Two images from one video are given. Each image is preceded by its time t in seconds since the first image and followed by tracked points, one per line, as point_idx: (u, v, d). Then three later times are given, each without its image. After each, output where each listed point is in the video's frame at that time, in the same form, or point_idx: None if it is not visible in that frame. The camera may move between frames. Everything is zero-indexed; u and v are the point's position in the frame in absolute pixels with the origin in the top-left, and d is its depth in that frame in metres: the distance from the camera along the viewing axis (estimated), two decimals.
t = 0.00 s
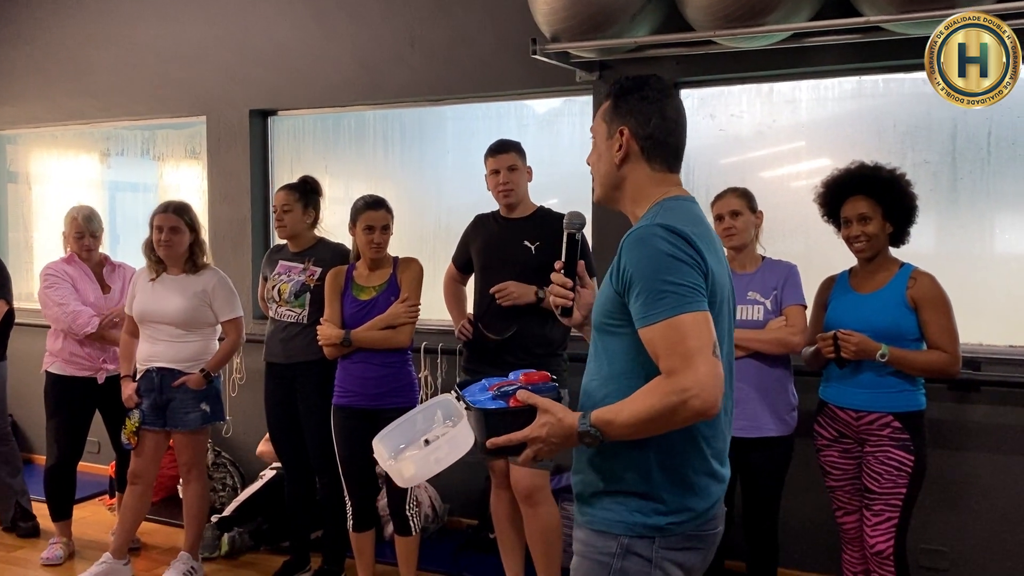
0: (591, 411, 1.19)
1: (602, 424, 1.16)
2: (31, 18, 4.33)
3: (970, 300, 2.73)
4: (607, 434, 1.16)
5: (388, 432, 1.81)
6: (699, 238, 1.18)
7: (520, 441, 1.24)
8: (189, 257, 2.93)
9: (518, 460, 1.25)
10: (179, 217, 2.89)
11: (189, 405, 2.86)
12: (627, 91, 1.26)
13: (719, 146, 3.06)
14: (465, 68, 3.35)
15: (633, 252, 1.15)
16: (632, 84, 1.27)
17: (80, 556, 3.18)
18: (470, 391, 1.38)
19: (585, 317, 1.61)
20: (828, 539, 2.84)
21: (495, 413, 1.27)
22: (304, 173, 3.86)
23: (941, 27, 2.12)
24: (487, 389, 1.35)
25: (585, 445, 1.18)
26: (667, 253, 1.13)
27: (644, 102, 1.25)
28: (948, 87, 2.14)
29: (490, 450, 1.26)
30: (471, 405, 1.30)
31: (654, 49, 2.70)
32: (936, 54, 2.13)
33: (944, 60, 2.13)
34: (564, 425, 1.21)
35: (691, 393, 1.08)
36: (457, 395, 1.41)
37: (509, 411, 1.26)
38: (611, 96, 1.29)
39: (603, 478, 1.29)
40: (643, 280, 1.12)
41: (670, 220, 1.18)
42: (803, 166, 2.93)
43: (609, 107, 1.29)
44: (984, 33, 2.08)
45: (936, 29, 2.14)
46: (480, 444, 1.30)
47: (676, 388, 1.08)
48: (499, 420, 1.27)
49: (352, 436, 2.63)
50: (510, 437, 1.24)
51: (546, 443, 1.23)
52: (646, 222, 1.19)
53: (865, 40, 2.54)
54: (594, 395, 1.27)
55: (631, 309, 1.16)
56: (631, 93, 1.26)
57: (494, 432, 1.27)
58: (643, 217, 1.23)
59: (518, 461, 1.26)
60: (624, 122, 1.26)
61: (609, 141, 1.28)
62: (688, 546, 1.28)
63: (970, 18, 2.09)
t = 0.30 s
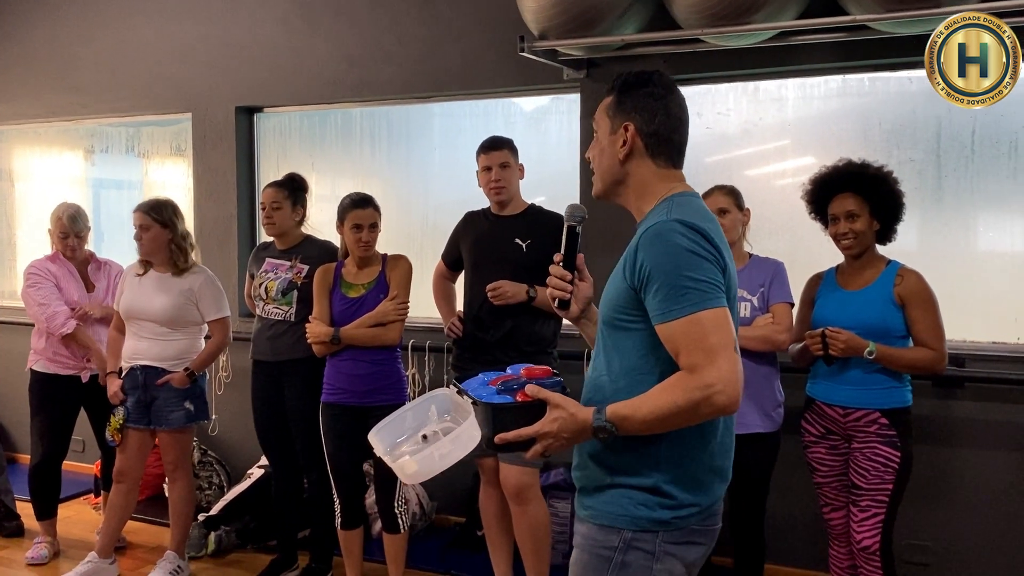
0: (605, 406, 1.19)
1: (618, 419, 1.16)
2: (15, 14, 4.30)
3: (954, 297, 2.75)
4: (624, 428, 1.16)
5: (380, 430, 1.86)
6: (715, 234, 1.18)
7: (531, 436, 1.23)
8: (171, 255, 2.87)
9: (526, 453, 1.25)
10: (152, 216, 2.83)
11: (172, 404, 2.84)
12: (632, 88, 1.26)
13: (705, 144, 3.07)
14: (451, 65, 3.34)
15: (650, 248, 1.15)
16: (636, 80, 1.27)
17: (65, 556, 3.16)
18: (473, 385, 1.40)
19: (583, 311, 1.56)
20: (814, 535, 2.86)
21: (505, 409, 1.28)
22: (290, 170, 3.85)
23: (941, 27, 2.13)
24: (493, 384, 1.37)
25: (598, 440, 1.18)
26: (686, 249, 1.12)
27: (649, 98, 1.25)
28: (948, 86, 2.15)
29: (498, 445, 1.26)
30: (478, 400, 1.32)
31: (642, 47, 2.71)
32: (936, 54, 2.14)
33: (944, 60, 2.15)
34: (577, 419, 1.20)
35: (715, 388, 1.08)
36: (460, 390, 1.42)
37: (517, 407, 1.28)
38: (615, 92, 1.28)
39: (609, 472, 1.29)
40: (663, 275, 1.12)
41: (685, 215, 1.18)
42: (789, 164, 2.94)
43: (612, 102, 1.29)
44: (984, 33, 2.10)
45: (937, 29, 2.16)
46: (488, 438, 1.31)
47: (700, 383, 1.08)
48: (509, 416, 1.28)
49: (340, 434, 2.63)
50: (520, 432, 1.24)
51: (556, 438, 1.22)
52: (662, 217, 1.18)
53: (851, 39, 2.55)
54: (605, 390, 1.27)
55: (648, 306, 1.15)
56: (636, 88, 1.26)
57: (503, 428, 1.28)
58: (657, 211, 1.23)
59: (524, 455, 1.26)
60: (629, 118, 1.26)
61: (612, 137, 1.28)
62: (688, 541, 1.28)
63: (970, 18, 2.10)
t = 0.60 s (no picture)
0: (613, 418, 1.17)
1: (625, 432, 1.14)
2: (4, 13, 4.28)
3: (944, 297, 2.76)
4: (632, 442, 1.14)
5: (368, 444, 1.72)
6: (727, 240, 1.17)
7: (532, 448, 1.20)
8: (152, 257, 2.86)
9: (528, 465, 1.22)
10: (135, 219, 2.82)
11: (159, 405, 2.83)
12: (627, 90, 1.26)
13: (696, 144, 3.07)
14: (442, 65, 3.34)
15: (663, 256, 1.13)
16: (630, 82, 1.26)
17: (55, 557, 3.15)
18: (468, 394, 1.36)
19: (584, 312, 1.57)
20: (805, 534, 2.86)
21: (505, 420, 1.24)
22: (280, 170, 3.84)
23: (941, 27, 2.14)
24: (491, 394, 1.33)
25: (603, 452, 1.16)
26: (700, 259, 1.11)
27: (644, 100, 1.24)
28: (948, 86, 2.15)
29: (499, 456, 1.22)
30: (476, 410, 1.27)
31: (633, 47, 2.71)
32: (936, 54, 2.15)
33: (944, 60, 2.15)
34: (582, 430, 1.18)
35: (728, 405, 1.07)
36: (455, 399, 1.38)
37: (516, 417, 1.24)
38: (609, 97, 1.28)
39: (615, 485, 1.29)
40: (676, 286, 1.10)
41: (697, 221, 1.16)
42: (779, 164, 2.95)
43: (608, 106, 1.28)
44: (984, 33, 2.10)
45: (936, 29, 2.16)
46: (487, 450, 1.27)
47: (713, 399, 1.07)
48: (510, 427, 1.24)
49: (332, 435, 2.62)
50: (522, 443, 1.20)
51: (559, 449, 1.19)
52: (673, 224, 1.16)
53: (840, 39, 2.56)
54: (612, 396, 1.26)
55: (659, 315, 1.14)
56: (631, 91, 1.25)
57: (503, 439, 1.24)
58: (667, 216, 1.21)
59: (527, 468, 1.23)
60: (626, 121, 1.25)
61: (609, 141, 1.27)
62: (696, 551, 1.29)
63: (970, 18, 2.11)
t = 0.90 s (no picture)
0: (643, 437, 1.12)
1: (657, 450, 1.09)
2: None
3: (940, 296, 2.76)
4: (666, 460, 1.09)
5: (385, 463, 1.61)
6: (752, 238, 1.12)
7: (559, 469, 1.16)
8: (147, 257, 2.85)
9: (555, 488, 1.19)
10: (129, 219, 2.82)
11: (152, 405, 2.82)
12: (639, 83, 1.20)
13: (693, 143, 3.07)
14: (438, 64, 3.34)
15: (688, 261, 1.08)
16: (642, 74, 1.21)
17: (50, 557, 3.14)
18: (491, 411, 1.33)
19: (592, 319, 1.53)
20: (802, 534, 2.87)
21: (528, 437, 1.19)
22: (276, 169, 3.83)
23: (942, 27, 2.14)
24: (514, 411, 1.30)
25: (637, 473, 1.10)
26: (728, 261, 1.05)
27: (657, 92, 1.18)
28: (948, 87, 2.15)
29: (523, 477, 1.19)
30: (499, 428, 1.24)
31: (629, 47, 2.71)
32: (936, 54, 2.15)
33: (944, 60, 2.15)
34: (612, 450, 1.12)
35: (769, 415, 1.01)
36: (475, 416, 1.36)
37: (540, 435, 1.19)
38: (619, 91, 1.23)
39: (649, 507, 1.24)
40: (704, 291, 1.05)
41: (719, 220, 1.11)
42: (776, 163, 2.95)
43: (618, 99, 1.22)
44: (984, 33, 2.11)
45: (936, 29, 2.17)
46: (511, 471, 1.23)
47: (752, 410, 1.02)
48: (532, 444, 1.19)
49: (328, 435, 2.62)
50: (549, 464, 1.16)
51: (588, 470, 1.14)
52: (695, 225, 1.11)
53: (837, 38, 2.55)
54: (643, 407, 1.21)
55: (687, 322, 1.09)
56: (643, 82, 1.20)
57: (527, 459, 1.20)
58: (687, 216, 1.16)
59: (554, 490, 1.19)
60: (638, 114, 1.19)
61: (621, 137, 1.22)
62: (739, 568, 1.25)
63: (970, 18, 2.12)
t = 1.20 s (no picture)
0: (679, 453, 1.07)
1: (696, 468, 1.04)
2: None
3: (938, 293, 2.76)
4: (706, 478, 1.04)
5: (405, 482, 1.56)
6: (797, 241, 1.06)
7: (592, 489, 1.13)
8: (143, 253, 2.85)
9: (588, 508, 1.15)
10: (127, 215, 2.83)
11: (149, 403, 2.82)
12: (681, 74, 1.15)
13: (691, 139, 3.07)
14: (436, 60, 3.33)
15: (727, 267, 1.03)
16: (685, 64, 1.16)
17: (49, 554, 3.14)
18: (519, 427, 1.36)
19: (623, 321, 1.43)
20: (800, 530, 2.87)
21: (560, 456, 1.18)
22: (275, 166, 3.83)
23: (941, 27, 2.15)
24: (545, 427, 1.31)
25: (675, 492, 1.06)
26: (771, 268, 1.00)
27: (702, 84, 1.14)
28: (948, 87, 2.15)
29: (554, 497, 1.17)
30: (527, 445, 1.25)
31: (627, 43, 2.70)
32: (936, 53, 2.15)
33: (944, 60, 2.15)
34: (648, 469, 1.08)
35: (817, 431, 0.96)
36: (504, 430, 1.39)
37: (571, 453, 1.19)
38: (658, 82, 1.17)
39: (683, 526, 1.22)
40: (745, 299, 1.00)
41: (762, 223, 1.06)
42: (774, 160, 2.95)
43: (657, 90, 1.17)
44: (984, 33, 2.12)
45: (936, 28, 2.18)
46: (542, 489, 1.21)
47: (798, 427, 0.96)
48: (564, 464, 1.18)
49: (326, 432, 2.62)
50: (580, 483, 1.13)
51: (622, 489, 1.11)
52: (734, 228, 1.06)
53: (836, 34, 2.54)
54: (681, 418, 1.17)
55: (727, 331, 1.04)
56: (687, 73, 1.15)
57: (559, 479, 1.18)
58: (726, 218, 1.11)
59: (587, 509, 1.16)
60: (683, 107, 1.15)
61: (662, 130, 1.17)
62: None
63: (970, 18, 2.13)
